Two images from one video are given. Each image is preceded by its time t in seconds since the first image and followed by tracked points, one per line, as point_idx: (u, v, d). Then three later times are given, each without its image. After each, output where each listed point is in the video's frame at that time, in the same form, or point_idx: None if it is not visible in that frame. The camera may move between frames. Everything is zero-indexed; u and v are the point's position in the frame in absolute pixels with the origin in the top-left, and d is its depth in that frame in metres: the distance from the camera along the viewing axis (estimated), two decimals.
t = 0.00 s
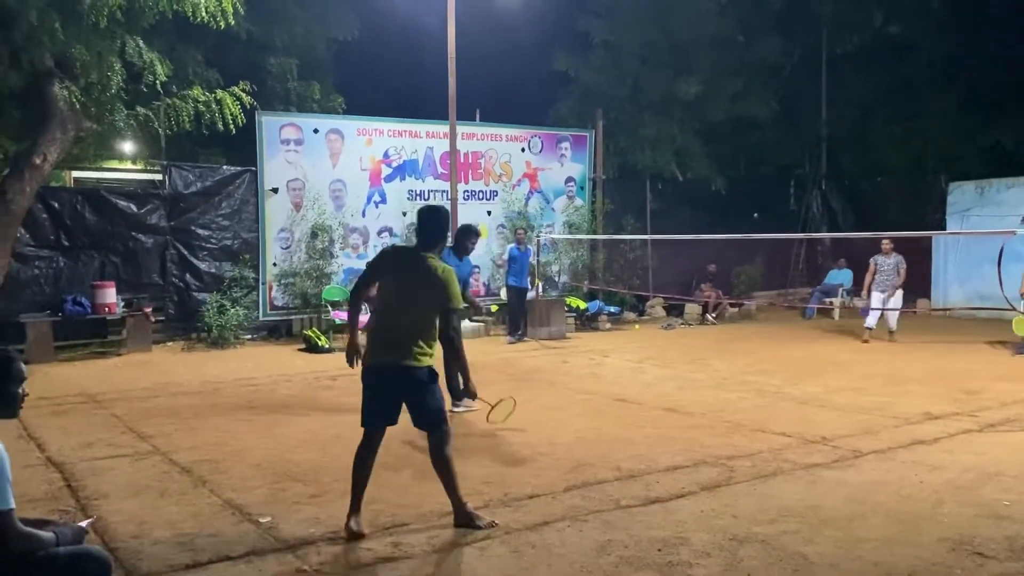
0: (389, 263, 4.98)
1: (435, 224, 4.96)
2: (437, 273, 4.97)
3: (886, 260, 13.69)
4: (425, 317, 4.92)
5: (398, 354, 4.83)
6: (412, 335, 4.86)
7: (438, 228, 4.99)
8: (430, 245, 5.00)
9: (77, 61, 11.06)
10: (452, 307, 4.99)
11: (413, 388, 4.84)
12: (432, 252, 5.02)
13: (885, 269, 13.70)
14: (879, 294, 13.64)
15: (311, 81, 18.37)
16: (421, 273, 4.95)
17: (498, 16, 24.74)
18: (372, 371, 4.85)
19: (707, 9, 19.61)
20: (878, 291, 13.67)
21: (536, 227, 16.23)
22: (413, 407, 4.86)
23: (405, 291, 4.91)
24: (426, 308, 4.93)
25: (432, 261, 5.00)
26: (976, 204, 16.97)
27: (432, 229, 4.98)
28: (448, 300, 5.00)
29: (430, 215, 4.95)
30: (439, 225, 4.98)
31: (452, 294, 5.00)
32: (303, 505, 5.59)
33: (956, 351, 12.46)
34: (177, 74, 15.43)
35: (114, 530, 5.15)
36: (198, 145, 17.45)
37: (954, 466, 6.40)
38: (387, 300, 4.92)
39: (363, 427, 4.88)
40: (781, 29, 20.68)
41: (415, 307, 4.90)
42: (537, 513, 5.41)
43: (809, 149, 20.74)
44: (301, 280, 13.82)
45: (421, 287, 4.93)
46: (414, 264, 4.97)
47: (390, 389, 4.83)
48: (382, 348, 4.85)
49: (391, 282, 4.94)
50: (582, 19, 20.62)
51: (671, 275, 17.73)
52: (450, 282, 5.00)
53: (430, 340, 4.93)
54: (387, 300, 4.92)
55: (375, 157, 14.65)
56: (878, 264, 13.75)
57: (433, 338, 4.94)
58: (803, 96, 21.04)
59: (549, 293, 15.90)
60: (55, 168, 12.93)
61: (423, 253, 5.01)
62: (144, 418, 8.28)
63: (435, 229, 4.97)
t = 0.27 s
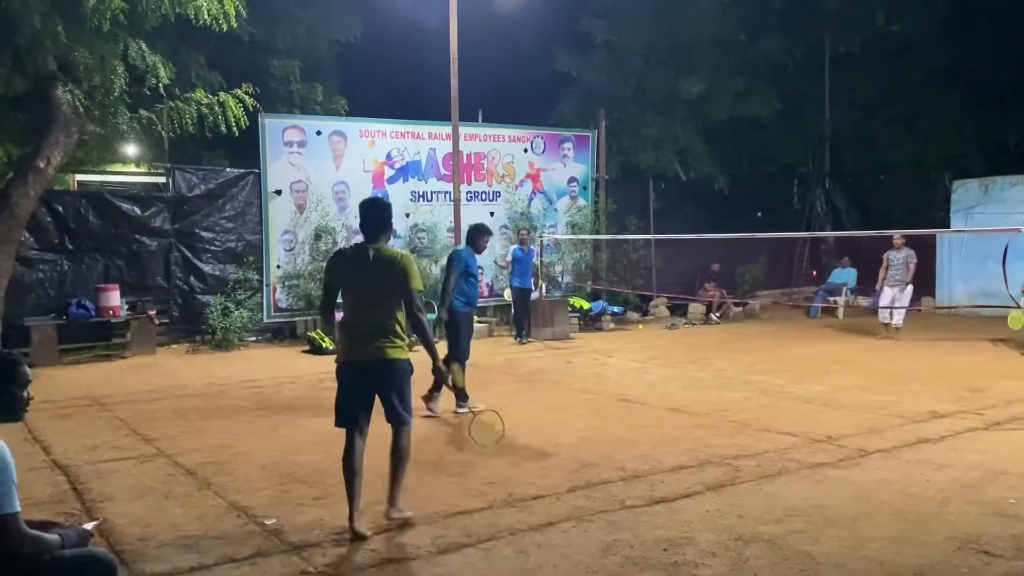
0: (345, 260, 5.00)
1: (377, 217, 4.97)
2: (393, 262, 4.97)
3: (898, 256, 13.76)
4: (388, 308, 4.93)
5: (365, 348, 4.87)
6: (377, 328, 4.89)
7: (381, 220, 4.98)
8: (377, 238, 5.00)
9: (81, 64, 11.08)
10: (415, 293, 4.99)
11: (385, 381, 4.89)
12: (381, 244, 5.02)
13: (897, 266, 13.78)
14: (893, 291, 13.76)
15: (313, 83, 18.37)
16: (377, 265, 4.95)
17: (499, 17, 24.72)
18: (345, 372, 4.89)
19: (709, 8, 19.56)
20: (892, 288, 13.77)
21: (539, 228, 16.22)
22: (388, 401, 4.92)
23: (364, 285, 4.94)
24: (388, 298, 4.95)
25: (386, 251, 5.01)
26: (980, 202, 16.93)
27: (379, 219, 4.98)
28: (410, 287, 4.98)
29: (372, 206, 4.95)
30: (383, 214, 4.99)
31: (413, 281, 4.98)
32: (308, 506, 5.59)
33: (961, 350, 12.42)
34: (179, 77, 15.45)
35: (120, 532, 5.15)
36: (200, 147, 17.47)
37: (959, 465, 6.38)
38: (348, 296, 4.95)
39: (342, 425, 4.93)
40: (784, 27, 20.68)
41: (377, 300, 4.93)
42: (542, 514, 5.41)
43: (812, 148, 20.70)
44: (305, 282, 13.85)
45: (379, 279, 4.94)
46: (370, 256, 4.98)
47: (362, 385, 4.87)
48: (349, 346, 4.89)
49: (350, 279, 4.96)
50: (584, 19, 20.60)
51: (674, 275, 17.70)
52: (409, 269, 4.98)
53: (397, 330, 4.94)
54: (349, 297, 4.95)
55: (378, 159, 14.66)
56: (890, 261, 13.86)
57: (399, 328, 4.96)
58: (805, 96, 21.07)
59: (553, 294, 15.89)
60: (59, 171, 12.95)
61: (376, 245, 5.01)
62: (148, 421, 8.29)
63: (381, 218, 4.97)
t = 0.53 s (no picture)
0: (321, 269, 5.02)
1: (349, 230, 5.01)
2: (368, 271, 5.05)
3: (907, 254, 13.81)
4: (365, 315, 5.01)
5: (345, 357, 4.90)
6: (355, 338, 4.95)
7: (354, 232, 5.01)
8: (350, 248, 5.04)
9: (83, 67, 11.01)
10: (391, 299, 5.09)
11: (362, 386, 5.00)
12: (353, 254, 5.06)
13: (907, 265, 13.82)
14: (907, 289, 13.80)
15: (316, 85, 18.38)
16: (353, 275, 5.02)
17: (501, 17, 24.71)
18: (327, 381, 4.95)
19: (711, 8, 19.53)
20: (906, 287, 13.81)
21: (542, 228, 16.22)
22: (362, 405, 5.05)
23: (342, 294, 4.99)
24: (365, 306, 5.02)
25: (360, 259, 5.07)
26: (984, 199, 16.91)
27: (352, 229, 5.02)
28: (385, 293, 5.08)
29: (346, 219, 4.99)
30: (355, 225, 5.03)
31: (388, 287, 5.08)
32: (312, 509, 5.59)
33: (967, 348, 12.39)
34: (182, 80, 15.46)
35: (124, 536, 5.15)
36: (203, 150, 17.49)
37: (965, 463, 6.37)
38: (326, 305, 4.98)
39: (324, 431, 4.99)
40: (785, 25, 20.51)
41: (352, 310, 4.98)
42: (546, 515, 5.40)
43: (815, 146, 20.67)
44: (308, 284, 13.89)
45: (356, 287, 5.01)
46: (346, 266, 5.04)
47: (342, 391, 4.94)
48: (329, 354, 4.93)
49: (326, 287, 4.98)
50: (586, 19, 20.57)
51: (678, 274, 17.68)
52: (382, 275, 5.07)
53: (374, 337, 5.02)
54: (326, 307, 4.98)
55: (381, 161, 14.66)
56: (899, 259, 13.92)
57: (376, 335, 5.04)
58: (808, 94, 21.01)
59: (556, 294, 15.88)
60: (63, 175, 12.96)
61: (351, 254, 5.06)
62: (153, 423, 8.29)
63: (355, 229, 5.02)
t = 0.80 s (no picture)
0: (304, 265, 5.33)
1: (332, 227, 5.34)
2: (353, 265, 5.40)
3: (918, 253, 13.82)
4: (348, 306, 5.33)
5: (324, 345, 5.19)
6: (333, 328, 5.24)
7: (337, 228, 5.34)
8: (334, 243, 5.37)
9: (86, 71, 11.04)
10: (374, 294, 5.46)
11: (343, 373, 5.22)
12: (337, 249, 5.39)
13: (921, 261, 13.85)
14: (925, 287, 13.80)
15: (318, 87, 18.38)
16: (338, 267, 5.34)
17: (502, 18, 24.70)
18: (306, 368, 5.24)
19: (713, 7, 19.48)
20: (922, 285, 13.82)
21: (545, 229, 16.21)
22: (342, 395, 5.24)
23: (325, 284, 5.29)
24: (343, 298, 5.32)
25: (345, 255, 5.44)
26: (987, 197, 16.88)
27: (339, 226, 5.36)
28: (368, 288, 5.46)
29: (332, 216, 5.33)
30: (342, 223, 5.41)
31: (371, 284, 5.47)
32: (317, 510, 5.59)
33: (971, 346, 12.37)
34: (184, 83, 15.48)
35: (129, 538, 5.15)
36: (206, 153, 17.51)
37: (970, 462, 6.35)
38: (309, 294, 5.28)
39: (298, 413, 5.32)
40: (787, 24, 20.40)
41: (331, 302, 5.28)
42: (551, 515, 5.39)
43: (818, 145, 20.64)
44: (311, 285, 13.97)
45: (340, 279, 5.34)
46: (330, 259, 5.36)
47: (322, 376, 5.22)
48: (310, 340, 5.22)
49: (307, 282, 5.30)
50: (587, 19, 20.54)
51: (681, 274, 17.65)
52: (366, 272, 5.46)
53: (356, 327, 5.33)
54: (308, 298, 5.30)
55: (383, 162, 14.67)
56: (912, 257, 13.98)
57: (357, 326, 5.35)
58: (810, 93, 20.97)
59: (560, 295, 15.88)
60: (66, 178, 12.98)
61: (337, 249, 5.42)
62: (157, 426, 8.30)
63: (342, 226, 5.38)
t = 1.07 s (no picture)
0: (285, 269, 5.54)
1: (309, 232, 5.49)
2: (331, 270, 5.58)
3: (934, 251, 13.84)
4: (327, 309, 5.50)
5: (304, 346, 5.44)
6: (312, 329, 5.46)
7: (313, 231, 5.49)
8: (311, 247, 5.56)
9: (88, 75, 11.11)
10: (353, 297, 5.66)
11: (324, 373, 5.45)
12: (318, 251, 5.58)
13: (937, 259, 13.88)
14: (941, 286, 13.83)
15: (319, 88, 18.38)
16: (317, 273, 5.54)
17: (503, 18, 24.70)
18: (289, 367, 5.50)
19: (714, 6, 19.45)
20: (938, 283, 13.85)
21: (546, 229, 16.21)
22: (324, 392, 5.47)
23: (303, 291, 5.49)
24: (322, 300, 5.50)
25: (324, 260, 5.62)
26: (990, 195, 16.88)
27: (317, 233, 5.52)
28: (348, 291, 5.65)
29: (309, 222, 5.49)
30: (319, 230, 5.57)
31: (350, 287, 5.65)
32: (320, 512, 5.58)
33: (973, 345, 12.35)
34: (186, 85, 15.50)
35: (133, 541, 5.14)
36: (207, 155, 17.52)
37: (974, 460, 6.34)
38: (289, 300, 5.48)
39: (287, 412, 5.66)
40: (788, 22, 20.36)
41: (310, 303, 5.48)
42: (554, 516, 5.39)
43: (819, 144, 20.63)
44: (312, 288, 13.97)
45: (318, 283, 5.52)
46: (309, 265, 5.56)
47: (304, 373, 5.49)
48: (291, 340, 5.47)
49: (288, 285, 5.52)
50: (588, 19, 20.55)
51: (683, 274, 17.63)
52: (345, 275, 5.64)
53: (335, 329, 5.52)
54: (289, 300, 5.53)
55: (385, 163, 14.68)
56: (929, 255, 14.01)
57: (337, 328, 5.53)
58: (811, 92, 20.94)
59: (562, 295, 15.87)
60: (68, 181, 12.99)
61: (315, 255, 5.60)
62: (160, 429, 8.30)
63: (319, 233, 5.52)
